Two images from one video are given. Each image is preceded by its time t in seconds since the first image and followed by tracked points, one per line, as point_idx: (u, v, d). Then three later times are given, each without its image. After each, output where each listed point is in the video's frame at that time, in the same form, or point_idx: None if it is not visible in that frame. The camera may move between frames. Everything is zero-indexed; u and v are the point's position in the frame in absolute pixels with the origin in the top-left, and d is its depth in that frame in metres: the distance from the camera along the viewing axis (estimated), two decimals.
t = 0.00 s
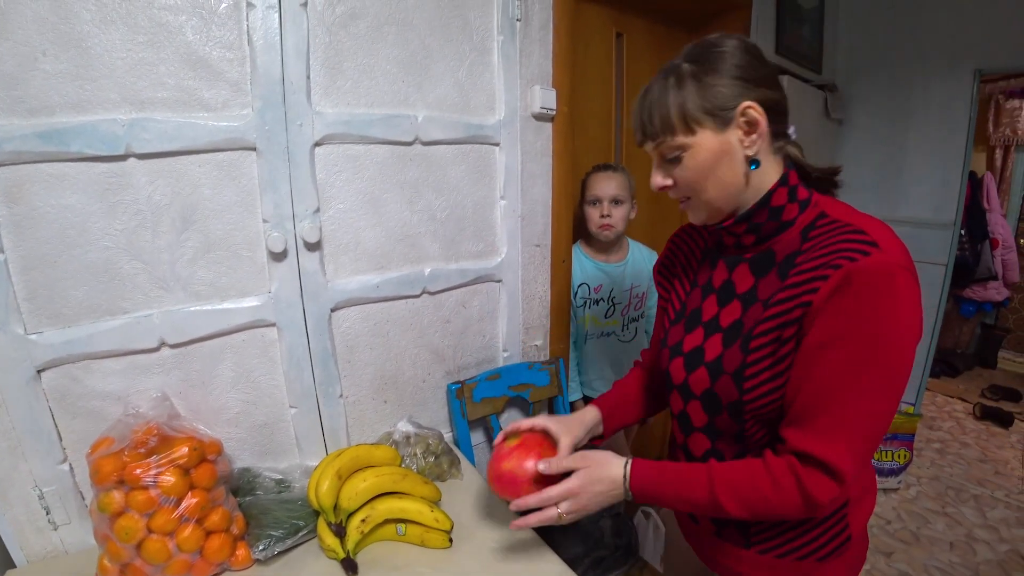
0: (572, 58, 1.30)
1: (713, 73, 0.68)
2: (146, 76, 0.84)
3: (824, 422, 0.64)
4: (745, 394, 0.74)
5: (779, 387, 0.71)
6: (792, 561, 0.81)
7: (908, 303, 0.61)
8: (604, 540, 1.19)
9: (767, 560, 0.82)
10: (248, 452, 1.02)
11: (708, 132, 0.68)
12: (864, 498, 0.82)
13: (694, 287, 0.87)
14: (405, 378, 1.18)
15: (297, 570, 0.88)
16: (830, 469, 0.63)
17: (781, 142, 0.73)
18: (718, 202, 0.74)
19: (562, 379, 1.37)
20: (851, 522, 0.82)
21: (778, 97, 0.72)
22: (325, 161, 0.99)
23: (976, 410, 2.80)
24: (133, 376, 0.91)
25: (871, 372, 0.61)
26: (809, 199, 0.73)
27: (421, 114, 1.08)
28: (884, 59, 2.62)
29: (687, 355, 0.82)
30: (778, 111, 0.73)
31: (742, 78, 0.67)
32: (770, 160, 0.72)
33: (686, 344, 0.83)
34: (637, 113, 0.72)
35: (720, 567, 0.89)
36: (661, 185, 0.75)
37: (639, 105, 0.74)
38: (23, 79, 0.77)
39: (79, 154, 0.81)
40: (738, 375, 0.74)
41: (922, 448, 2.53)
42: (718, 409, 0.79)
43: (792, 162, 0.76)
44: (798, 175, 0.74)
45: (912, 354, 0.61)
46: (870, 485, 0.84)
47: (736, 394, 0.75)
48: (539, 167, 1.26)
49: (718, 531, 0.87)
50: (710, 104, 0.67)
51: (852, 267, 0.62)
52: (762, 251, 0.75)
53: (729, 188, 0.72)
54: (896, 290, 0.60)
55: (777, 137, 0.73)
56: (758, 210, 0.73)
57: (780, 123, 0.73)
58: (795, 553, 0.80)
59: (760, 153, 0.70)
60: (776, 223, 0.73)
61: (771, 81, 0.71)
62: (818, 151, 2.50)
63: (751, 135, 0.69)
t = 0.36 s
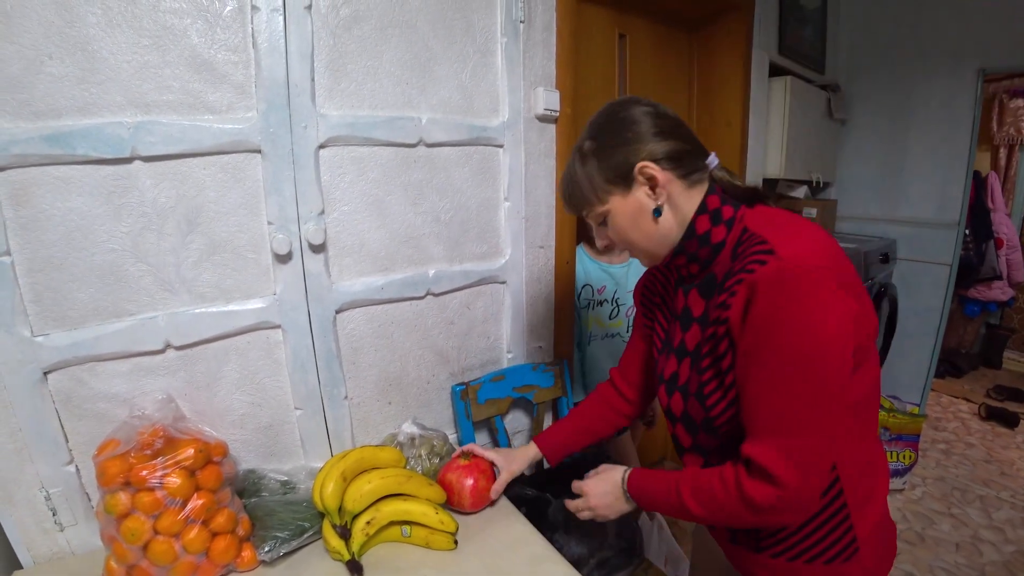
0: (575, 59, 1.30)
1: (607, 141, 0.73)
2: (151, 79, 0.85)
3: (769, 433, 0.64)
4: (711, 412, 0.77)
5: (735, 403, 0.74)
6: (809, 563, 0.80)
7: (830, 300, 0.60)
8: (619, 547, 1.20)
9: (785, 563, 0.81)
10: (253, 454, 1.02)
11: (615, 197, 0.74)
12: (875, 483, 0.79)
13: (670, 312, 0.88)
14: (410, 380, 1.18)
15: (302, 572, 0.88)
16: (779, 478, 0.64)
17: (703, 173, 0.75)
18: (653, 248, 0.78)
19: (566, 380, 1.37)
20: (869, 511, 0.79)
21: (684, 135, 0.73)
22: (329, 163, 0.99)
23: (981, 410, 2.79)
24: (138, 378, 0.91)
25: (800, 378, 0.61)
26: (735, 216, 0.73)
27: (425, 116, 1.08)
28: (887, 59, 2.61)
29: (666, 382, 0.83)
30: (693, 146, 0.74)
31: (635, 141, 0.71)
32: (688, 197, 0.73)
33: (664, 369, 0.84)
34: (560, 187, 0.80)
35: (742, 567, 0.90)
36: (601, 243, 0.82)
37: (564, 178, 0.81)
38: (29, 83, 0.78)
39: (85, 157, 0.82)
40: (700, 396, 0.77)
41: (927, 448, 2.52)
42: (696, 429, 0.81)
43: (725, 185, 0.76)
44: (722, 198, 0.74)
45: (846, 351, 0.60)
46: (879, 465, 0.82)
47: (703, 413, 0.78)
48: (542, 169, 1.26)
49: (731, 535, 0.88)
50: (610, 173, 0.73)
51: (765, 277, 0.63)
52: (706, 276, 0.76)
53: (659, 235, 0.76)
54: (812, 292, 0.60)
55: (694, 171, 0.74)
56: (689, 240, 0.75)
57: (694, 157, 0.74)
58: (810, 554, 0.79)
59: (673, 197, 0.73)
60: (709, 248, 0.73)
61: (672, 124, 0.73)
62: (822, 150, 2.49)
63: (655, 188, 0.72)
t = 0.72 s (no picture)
0: (581, 54, 1.30)
1: (566, 179, 0.79)
2: (156, 76, 0.85)
3: (680, 439, 0.66)
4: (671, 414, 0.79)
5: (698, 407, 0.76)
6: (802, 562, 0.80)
7: (740, 323, 0.61)
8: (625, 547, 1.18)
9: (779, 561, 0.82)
10: (259, 449, 1.03)
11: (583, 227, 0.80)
12: (861, 490, 0.77)
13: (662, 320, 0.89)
14: (415, 376, 1.18)
15: (308, 567, 0.89)
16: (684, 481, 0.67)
17: (665, 191, 0.77)
18: (630, 269, 0.82)
19: (571, 377, 1.37)
20: (858, 518, 0.77)
21: (638, 158, 0.76)
22: (334, 159, 1.00)
23: (988, 409, 2.77)
24: (145, 374, 0.92)
25: (707, 393, 0.63)
26: (697, 229, 0.74)
27: (430, 112, 1.08)
28: (894, 55, 2.60)
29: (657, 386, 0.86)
30: (651, 169, 0.77)
31: (590, 175, 0.76)
32: (649, 216, 0.76)
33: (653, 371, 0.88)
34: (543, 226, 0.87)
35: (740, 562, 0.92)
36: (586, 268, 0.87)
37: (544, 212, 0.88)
38: (36, 80, 0.78)
39: (92, 154, 0.82)
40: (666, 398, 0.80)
41: (933, 447, 2.51)
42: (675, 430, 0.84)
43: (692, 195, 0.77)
44: (683, 212, 0.75)
45: (755, 371, 0.61)
46: (872, 465, 0.80)
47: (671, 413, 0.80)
48: (546, 165, 1.26)
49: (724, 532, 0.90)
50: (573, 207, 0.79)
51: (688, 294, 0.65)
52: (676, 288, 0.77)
53: (632, 257, 0.80)
54: (721, 313, 0.61)
55: (655, 189, 0.77)
56: (656, 256, 0.77)
57: (652, 177, 0.76)
58: (801, 553, 0.79)
59: (634, 219, 0.77)
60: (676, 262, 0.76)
61: (624, 150, 0.76)
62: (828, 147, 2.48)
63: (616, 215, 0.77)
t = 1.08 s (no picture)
0: (587, 47, 1.29)
1: (545, 221, 0.82)
2: (163, 71, 0.85)
3: (686, 440, 0.66)
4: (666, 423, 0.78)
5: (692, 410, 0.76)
6: (815, 557, 0.79)
7: (723, 319, 0.61)
8: (630, 547, 1.16)
9: (793, 558, 0.81)
10: (265, 443, 1.03)
11: (565, 265, 0.82)
12: (864, 475, 0.77)
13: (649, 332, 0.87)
14: (421, 371, 1.18)
15: (314, 560, 0.89)
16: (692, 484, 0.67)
17: (638, 219, 0.78)
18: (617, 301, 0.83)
19: (577, 372, 1.36)
20: (865, 502, 0.76)
21: (608, 193, 0.78)
22: (340, 154, 1.00)
23: (997, 407, 2.75)
24: (152, 369, 0.92)
25: (704, 391, 0.63)
26: (669, 245, 0.74)
27: (435, 107, 1.08)
28: (902, 50, 2.57)
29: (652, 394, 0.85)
30: (623, 203, 0.78)
31: (563, 216, 0.78)
32: (624, 245, 0.77)
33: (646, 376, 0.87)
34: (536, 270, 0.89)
35: (754, 559, 0.90)
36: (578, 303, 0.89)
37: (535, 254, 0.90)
38: (44, 76, 0.78)
39: (99, 149, 0.82)
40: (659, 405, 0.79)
41: (941, 445, 2.50)
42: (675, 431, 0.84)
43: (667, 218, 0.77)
44: (655, 231, 0.75)
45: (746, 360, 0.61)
46: (874, 448, 0.79)
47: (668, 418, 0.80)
48: (552, 160, 1.25)
49: (736, 530, 0.89)
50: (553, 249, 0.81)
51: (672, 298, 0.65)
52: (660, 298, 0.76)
53: (615, 288, 0.81)
54: (704, 312, 0.62)
55: (628, 218, 0.77)
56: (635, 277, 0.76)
57: (623, 208, 0.77)
58: (813, 547, 0.78)
59: (609, 249, 0.78)
60: (655, 279, 0.74)
61: (594, 188, 0.78)
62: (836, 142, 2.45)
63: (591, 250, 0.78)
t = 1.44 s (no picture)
0: (591, 40, 1.29)
1: (550, 199, 0.81)
2: (168, 68, 0.85)
3: (711, 449, 0.65)
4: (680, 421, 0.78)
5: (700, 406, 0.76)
6: (818, 552, 0.79)
7: (741, 324, 0.61)
8: (635, 541, 1.16)
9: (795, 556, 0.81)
10: (272, 438, 1.04)
11: (570, 245, 0.83)
12: (868, 472, 0.77)
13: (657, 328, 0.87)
14: (426, 366, 1.18)
15: (321, 553, 0.90)
16: (720, 487, 0.65)
17: (645, 198, 0.78)
18: (623, 280, 0.84)
19: (582, 367, 1.37)
20: (868, 497, 0.76)
21: (614, 170, 0.78)
22: (344, 149, 1.00)
23: (1004, 401, 2.73)
24: (160, 364, 0.93)
25: (727, 399, 0.62)
26: (681, 232, 0.75)
27: (439, 101, 1.08)
28: (910, 41, 2.54)
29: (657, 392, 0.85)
30: (629, 181, 0.78)
31: (569, 195, 0.78)
32: (631, 226, 0.78)
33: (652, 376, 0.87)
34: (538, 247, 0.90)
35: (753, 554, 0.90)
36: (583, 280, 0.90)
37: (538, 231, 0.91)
38: (50, 74, 0.79)
39: (105, 146, 0.83)
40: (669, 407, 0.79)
41: (948, 439, 2.48)
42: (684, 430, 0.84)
43: (675, 200, 0.79)
44: (666, 216, 0.77)
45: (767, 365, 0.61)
46: (875, 441, 0.79)
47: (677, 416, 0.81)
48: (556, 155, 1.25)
49: (735, 526, 0.89)
50: (559, 228, 0.82)
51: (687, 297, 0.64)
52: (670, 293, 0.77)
53: (622, 268, 0.82)
54: (722, 318, 0.61)
55: (635, 197, 0.78)
56: (646, 262, 0.77)
57: (630, 187, 0.77)
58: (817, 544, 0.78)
59: (616, 230, 0.78)
60: (666, 266, 0.76)
61: (600, 164, 0.78)
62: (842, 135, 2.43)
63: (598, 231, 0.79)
